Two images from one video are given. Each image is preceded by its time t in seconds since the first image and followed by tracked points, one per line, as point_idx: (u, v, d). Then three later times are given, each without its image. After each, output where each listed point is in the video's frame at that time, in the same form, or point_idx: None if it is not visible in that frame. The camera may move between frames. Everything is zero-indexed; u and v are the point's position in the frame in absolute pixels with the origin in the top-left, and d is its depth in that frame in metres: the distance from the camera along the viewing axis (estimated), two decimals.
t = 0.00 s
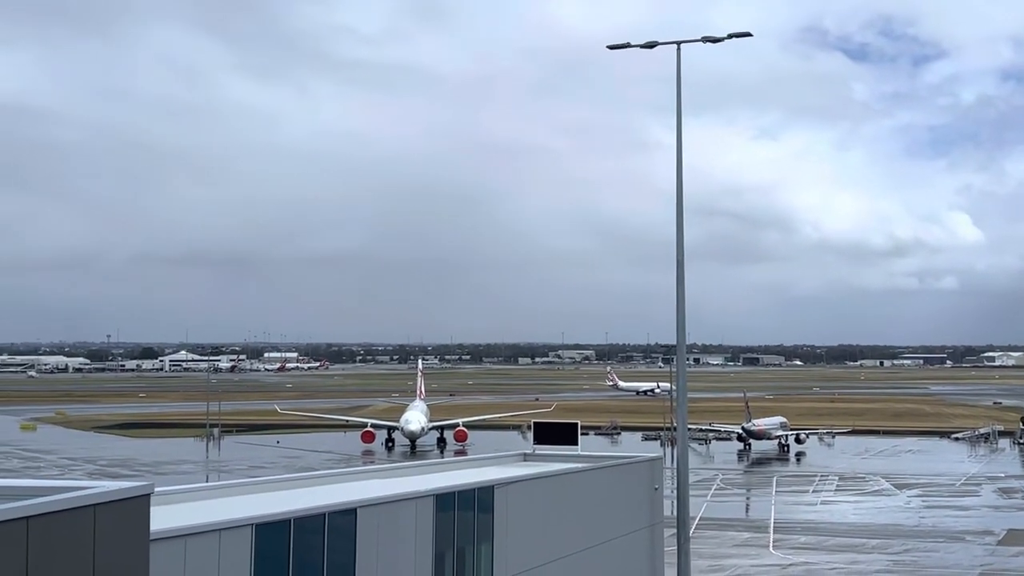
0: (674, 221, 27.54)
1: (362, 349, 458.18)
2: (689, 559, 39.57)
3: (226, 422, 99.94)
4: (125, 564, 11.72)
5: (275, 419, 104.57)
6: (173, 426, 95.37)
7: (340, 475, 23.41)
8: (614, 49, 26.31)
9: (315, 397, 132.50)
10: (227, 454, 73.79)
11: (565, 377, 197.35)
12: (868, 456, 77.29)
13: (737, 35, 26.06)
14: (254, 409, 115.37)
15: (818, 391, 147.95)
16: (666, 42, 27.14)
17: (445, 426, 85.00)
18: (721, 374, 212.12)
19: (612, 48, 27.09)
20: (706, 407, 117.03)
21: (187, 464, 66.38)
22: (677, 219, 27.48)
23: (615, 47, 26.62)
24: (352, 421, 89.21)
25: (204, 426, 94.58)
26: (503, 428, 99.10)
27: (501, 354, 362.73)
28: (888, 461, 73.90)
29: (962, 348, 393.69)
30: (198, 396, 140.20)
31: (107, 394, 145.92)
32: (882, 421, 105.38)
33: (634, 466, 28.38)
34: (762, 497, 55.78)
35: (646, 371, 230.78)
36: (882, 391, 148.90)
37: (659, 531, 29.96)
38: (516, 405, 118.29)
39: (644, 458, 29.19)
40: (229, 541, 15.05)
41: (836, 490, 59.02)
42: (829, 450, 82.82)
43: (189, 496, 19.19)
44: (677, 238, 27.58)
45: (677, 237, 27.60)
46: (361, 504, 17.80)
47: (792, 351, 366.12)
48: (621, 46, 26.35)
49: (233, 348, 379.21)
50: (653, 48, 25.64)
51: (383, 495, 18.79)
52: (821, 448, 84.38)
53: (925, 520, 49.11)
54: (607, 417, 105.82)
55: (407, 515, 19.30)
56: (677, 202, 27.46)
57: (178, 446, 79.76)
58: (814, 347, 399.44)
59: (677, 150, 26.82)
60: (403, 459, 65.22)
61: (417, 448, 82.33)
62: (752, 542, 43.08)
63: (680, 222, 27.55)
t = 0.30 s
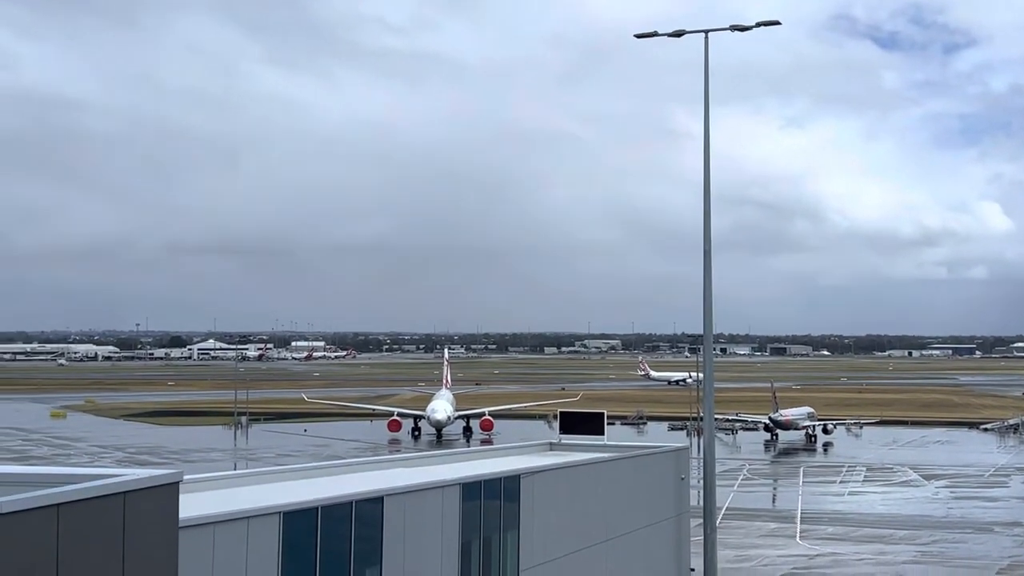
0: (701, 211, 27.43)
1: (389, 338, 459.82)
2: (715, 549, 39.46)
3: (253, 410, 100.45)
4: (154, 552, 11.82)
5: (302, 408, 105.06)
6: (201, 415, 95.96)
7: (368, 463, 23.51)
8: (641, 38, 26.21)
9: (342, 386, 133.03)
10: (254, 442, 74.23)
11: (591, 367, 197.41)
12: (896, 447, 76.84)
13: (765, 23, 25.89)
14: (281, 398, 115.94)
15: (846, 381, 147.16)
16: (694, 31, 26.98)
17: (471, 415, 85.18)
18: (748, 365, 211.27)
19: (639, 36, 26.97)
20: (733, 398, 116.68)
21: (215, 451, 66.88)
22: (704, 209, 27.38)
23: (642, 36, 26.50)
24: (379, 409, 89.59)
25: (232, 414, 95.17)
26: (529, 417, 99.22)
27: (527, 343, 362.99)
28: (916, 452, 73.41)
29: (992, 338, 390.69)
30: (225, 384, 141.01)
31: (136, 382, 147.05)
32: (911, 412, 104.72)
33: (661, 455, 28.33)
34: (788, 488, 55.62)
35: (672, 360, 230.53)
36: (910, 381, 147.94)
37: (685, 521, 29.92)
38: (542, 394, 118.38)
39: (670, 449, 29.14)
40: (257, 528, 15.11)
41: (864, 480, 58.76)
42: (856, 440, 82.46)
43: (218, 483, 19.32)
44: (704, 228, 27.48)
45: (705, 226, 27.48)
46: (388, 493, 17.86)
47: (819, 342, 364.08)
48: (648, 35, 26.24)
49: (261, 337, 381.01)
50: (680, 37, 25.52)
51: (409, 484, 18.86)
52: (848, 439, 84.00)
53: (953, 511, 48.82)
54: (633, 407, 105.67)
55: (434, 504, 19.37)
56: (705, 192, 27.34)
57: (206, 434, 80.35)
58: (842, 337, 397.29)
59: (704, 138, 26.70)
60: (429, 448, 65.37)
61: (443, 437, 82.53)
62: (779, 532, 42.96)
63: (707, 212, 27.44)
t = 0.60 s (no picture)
0: (725, 200, 27.27)
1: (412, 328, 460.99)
2: (739, 541, 39.31)
3: (278, 401, 100.82)
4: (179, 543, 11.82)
5: (326, 398, 105.38)
6: (226, 405, 96.36)
7: (390, 453, 23.51)
8: (665, 28, 26.04)
9: (366, 377, 133.39)
10: (279, 433, 74.47)
11: (614, 358, 197.30)
12: (922, 439, 76.36)
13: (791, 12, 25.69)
14: (305, 388, 116.34)
15: (871, 373, 146.44)
16: (718, 20, 26.80)
17: (495, 406, 85.19)
18: (772, 356, 210.53)
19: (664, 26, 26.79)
20: (757, 389, 116.28)
21: (240, 441, 67.17)
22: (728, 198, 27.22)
23: (667, 26, 26.33)
24: (402, 400, 89.72)
25: (256, 404, 95.53)
26: (553, 408, 99.22)
27: (550, 334, 362.99)
28: (942, 444, 72.97)
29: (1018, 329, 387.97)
30: (250, 375, 141.66)
31: (161, 372, 147.91)
32: (937, 403, 104.07)
33: (684, 446, 28.21)
34: (813, 480, 55.37)
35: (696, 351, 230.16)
36: (937, 372, 147.07)
37: (709, 513, 29.79)
38: (566, 385, 118.32)
39: (695, 440, 29.02)
40: (281, 518, 15.13)
41: (889, 472, 58.44)
42: (882, 432, 82.02)
43: (243, 473, 19.36)
44: (728, 219, 27.33)
45: (729, 218, 27.32)
46: (412, 483, 17.86)
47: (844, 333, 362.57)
48: (673, 24, 26.07)
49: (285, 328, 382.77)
50: (705, 26, 25.35)
51: (433, 475, 18.86)
52: (874, 431, 83.57)
53: (980, 503, 48.47)
54: (656, 398, 105.45)
55: (458, 495, 19.35)
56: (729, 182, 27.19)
57: (231, 424, 80.70)
58: (867, 328, 395.38)
59: (728, 129, 26.54)
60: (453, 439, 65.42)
61: (466, 428, 82.59)
62: (804, 524, 42.79)
63: (731, 202, 27.29)
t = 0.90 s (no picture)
0: (746, 193, 27.18)
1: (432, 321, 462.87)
2: (759, 533, 39.20)
3: (298, 392, 101.16)
4: (201, 534, 11.91)
5: (346, 389, 105.68)
6: (247, 396, 96.73)
7: (411, 444, 23.58)
8: (685, 19, 25.92)
9: (386, 369, 133.64)
10: (299, 424, 74.74)
11: (633, 350, 197.01)
12: (944, 431, 75.89)
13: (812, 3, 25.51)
14: (326, 380, 116.76)
15: (893, 365, 145.63)
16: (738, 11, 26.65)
17: (515, 397, 85.18)
18: (793, 348, 209.67)
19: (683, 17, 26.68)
20: (777, 381, 115.86)
21: (261, 433, 67.39)
22: (749, 191, 27.13)
23: (687, 17, 26.20)
24: (423, 392, 89.82)
25: (277, 395, 95.87)
26: (573, 400, 99.12)
27: (570, 326, 362.68)
28: (963, 436, 72.53)
29: None
30: (270, 366, 142.14)
31: (182, 364, 148.58)
32: (959, 396, 103.45)
33: (704, 439, 28.15)
34: (834, 472, 55.18)
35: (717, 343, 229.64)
36: (958, 364, 146.16)
37: (730, 505, 29.73)
38: (585, 377, 118.27)
39: (715, 432, 28.93)
40: (302, 509, 15.17)
41: (911, 464, 58.13)
42: (904, 424, 81.61)
43: (263, 464, 19.42)
44: (748, 211, 27.22)
45: (750, 209, 27.22)
46: (432, 474, 17.89)
47: (864, 325, 360.78)
48: (692, 16, 25.97)
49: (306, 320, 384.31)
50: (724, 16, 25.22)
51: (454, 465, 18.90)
52: (895, 423, 83.14)
53: (1002, 496, 48.20)
54: (676, 390, 105.26)
55: (478, 487, 19.38)
56: (750, 175, 27.08)
57: (251, 415, 80.99)
58: (888, 320, 393.48)
59: (748, 120, 26.41)
60: (472, 430, 65.48)
61: (486, 419, 82.64)
62: (825, 516, 42.65)
63: (752, 193, 27.19)
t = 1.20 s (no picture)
0: (769, 185, 27.06)
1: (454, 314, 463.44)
2: (782, 527, 39.10)
3: (321, 385, 101.55)
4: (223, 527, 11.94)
5: (369, 382, 106.03)
6: (270, 389, 97.19)
7: (433, 438, 23.61)
8: (707, 10, 25.82)
9: (408, 362, 133.94)
10: (323, 417, 75.02)
11: (656, 343, 196.59)
12: (968, 425, 75.46)
13: None
14: (348, 373, 117.13)
15: (917, 358, 144.83)
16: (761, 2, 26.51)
17: (536, 391, 85.17)
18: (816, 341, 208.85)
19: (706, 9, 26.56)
20: (800, 374, 115.45)
21: (283, 426, 67.65)
22: (772, 183, 27.02)
23: (709, 8, 26.08)
24: (444, 385, 89.93)
25: (300, 389, 96.29)
26: (594, 394, 99.01)
27: (592, 319, 362.37)
28: (988, 430, 72.08)
29: None
30: (293, 360, 142.69)
31: (207, 357, 149.24)
32: (983, 389, 102.86)
33: (726, 432, 28.07)
34: (857, 466, 54.96)
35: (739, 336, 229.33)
36: (982, 358, 145.25)
37: (752, 499, 29.64)
38: (607, 371, 118.24)
39: (738, 426, 28.83)
40: (324, 502, 15.23)
41: (935, 458, 57.84)
42: (928, 417, 81.16)
43: (285, 457, 19.47)
44: (771, 203, 27.11)
45: (772, 202, 27.12)
46: (454, 467, 17.92)
47: (888, 317, 359.00)
48: (715, 7, 25.87)
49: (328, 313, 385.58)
50: (748, 8, 25.17)
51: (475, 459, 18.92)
52: (918, 416, 82.69)
53: None
54: (698, 384, 105.05)
55: (499, 481, 19.38)
56: (772, 168, 26.96)
57: (274, 408, 81.38)
58: (911, 313, 391.26)
59: (771, 112, 26.31)
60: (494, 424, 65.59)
61: (508, 413, 82.74)
62: (848, 510, 42.50)
63: (775, 186, 27.07)
